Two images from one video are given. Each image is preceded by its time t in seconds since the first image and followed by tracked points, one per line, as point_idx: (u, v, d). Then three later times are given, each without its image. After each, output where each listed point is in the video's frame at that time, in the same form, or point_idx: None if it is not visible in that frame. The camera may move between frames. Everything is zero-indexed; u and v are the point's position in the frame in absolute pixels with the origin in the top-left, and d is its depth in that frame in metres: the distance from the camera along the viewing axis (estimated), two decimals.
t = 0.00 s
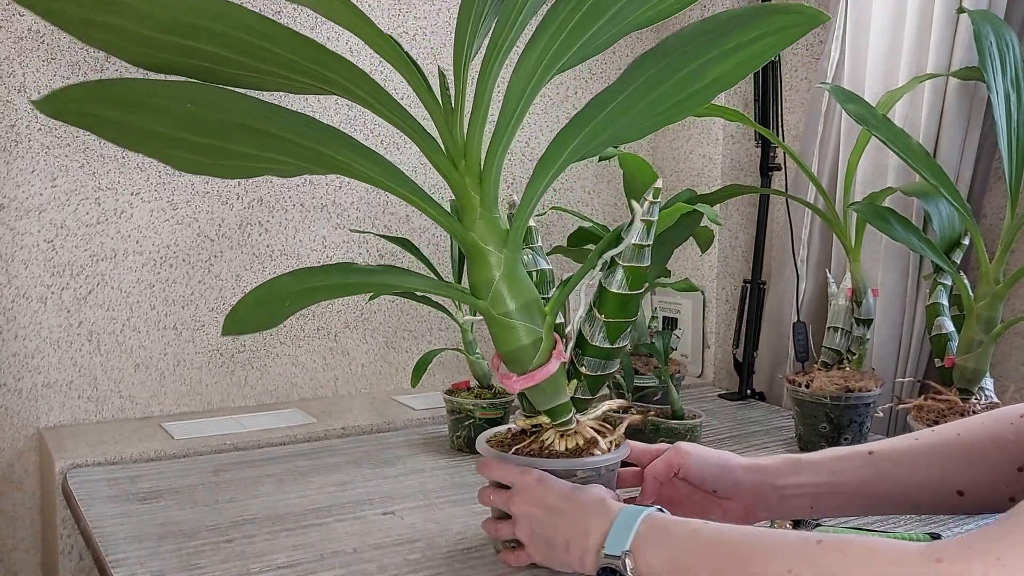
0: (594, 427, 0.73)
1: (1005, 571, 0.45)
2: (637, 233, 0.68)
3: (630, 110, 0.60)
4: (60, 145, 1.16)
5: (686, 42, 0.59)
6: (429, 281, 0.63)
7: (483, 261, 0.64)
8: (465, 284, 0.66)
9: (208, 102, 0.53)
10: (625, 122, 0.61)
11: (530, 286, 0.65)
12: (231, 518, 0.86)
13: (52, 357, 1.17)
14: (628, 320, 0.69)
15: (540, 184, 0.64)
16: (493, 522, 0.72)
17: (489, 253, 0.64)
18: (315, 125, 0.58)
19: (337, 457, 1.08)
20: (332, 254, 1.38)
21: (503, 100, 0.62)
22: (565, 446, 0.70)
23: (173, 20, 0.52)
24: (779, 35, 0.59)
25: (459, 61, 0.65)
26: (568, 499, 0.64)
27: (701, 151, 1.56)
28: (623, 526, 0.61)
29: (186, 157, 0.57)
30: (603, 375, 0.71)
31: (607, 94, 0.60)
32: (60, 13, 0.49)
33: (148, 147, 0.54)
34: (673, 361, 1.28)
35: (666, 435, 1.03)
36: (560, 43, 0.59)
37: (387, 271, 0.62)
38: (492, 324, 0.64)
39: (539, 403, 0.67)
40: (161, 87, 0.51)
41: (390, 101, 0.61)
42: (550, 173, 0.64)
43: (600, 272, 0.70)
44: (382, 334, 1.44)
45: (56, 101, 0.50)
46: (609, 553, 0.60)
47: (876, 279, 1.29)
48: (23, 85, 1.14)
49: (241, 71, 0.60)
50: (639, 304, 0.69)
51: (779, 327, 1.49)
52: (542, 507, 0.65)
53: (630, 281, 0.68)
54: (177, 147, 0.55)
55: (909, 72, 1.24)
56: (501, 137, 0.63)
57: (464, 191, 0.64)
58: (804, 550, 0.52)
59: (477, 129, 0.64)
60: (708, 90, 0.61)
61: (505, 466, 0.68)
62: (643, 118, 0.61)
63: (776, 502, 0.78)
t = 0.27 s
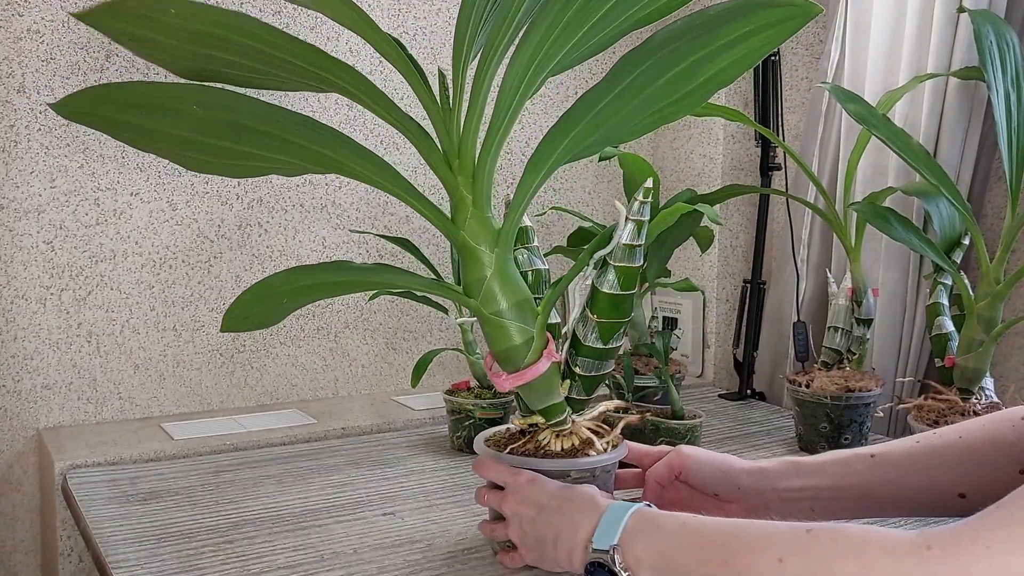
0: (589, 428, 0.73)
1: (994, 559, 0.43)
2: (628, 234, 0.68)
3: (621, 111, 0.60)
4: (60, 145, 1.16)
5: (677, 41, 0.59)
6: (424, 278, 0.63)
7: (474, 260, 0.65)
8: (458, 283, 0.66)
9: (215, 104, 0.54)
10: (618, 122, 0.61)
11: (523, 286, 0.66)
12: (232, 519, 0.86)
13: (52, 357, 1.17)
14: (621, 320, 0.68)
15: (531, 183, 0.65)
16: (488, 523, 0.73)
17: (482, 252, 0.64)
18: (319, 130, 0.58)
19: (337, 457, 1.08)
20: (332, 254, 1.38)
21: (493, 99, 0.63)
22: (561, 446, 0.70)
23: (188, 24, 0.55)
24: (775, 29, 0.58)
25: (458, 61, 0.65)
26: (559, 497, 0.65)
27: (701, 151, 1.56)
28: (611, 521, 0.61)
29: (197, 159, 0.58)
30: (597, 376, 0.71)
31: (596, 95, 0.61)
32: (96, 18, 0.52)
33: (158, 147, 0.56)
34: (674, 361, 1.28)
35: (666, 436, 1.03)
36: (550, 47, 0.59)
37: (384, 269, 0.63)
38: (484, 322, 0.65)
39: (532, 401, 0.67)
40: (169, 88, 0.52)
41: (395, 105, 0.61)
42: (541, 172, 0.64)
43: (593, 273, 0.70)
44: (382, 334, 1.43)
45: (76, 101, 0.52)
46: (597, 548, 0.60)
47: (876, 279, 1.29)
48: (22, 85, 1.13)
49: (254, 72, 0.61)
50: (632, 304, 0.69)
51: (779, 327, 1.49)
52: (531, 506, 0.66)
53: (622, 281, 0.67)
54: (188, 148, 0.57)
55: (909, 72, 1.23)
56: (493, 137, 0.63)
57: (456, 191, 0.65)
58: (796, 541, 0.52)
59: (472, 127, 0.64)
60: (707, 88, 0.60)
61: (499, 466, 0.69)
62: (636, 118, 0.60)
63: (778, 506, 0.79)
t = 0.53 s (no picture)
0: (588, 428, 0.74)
1: (1005, 560, 0.42)
2: (627, 234, 0.68)
3: (619, 110, 0.60)
4: (60, 145, 1.16)
5: (675, 40, 0.58)
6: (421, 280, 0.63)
7: (472, 261, 0.64)
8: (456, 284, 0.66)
9: (209, 106, 0.54)
10: (617, 121, 0.61)
11: (522, 287, 0.66)
12: (232, 519, 0.86)
13: (52, 358, 1.17)
14: (620, 320, 0.68)
15: (529, 183, 0.65)
16: (488, 525, 0.72)
17: (480, 253, 0.64)
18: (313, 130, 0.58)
19: (338, 458, 1.08)
20: (332, 255, 1.38)
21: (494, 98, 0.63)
22: (561, 446, 0.70)
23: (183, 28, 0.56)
24: (774, 30, 0.57)
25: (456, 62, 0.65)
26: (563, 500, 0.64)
27: (701, 151, 1.56)
28: (620, 526, 0.60)
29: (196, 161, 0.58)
30: (595, 376, 0.70)
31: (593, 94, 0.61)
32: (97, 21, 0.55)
33: (157, 150, 0.57)
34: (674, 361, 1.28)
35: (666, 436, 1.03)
36: (548, 47, 0.59)
37: (382, 271, 0.63)
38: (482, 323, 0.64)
39: (532, 401, 0.67)
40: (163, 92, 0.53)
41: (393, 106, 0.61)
42: (539, 174, 0.64)
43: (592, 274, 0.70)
44: (382, 334, 1.43)
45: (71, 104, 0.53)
46: (603, 553, 0.59)
47: (876, 279, 1.29)
48: (23, 85, 1.13)
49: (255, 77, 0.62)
50: (631, 304, 0.69)
51: (779, 326, 1.49)
52: (535, 509, 0.65)
53: (620, 282, 0.67)
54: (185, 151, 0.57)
55: (909, 72, 1.23)
56: (491, 138, 0.64)
57: (454, 192, 0.65)
58: (804, 544, 0.50)
59: (470, 129, 0.64)
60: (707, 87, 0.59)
61: (502, 467, 0.69)
62: (635, 119, 0.60)
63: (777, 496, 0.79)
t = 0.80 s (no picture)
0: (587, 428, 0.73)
1: (1000, 559, 0.43)
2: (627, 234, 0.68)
3: (623, 111, 0.60)
4: (60, 144, 1.16)
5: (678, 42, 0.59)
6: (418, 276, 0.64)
7: (473, 259, 0.65)
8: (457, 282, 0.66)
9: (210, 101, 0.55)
10: (621, 120, 0.61)
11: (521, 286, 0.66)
12: (231, 518, 0.86)
13: (52, 357, 1.17)
14: (619, 320, 0.68)
15: (529, 185, 0.65)
16: (487, 523, 0.72)
17: (480, 250, 0.65)
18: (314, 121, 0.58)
19: (337, 457, 1.08)
20: (332, 254, 1.38)
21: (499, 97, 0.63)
22: (560, 445, 0.70)
23: (180, 23, 0.56)
24: (776, 32, 0.58)
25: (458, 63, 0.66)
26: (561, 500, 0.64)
27: (701, 152, 1.57)
28: (616, 526, 0.60)
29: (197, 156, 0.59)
30: (593, 376, 0.71)
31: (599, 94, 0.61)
32: (80, 14, 0.54)
33: (158, 146, 0.57)
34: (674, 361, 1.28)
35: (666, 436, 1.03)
36: (553, 46, 0.59)
37: (383, 268, 0.63)
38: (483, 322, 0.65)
39: (531, 401, 0.68)
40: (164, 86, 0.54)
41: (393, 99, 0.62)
42: (539, 175, 0.65)
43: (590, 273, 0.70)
44: (382, 334, 1.44)
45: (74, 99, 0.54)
46: (600, 552, 0.60)
47: (876, 279, 1.29)
48: (23, 85, 1.13)
49: (252, 74, 0.62)
50: (630, 304, 0.69)
51: (778, 327, 1.49)
52: (533, 507, 0.65)
53: (619, 282, 0.67)
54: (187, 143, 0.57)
55: (909, 72, 1.24)
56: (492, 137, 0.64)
57: (456, 191, 0.65)
58: (801, 545, 0.51)
59: (474, 131, 0.64)
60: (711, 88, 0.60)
61: (501, 466, 0.68)
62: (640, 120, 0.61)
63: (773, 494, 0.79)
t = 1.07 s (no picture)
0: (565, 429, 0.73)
1: (955, 545, 0.44)
2: (592, 234, 0.66)
3: (594, 107, 0.60)
4: (59, 144, 1.16)
5: (645, 40, 0.59)
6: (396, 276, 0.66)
7: (443, 258, 0.65)
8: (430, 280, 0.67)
9: (211, 106, 0.58)
10: (592, 116, 0.60)
11: (493, 286, 0.67)
12: (231, 518, 0.86)
13: (52, 357, 1.17)
14: (589, 321, 0.67)
15: (500, 183, 0.64)
16: (463, 521, 0.74)
17: (452, 251, 0.65)
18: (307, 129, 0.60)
19: (336, 457, 1.08)
20: (332, 254, 1.38)
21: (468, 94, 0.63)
22: (535, 446, 0.70)
23: (199, 35, 0.63)
24: (744, 28, 0.58)
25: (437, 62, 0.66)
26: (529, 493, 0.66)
27: (701, 151, 1.56)
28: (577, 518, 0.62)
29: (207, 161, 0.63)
30: (566, 376, 0.69)
31: (568, 88, 0.60)
32: (126, 30, 0.64)
33: (165, 148, 0.60)
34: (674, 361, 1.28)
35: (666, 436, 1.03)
36: (527, 41, 0.59)
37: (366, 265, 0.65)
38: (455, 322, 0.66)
39: (501, 400, 0.68)
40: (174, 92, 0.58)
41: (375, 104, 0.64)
42: (509, 175, 0.64)
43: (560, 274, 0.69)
44: (382, 334, 1.43)
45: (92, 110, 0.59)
46: (559, 543, 0.62)
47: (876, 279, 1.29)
48: (22, 85, 1.13)
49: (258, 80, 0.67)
50: (599, 304, 0.68)
51: (778, 327, 1.49)
52: (499, 503, 0.66)
53: (587, 282, 0.66)
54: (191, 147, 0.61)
55: (909, 72, 1.23)
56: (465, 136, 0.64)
57: (428, 190, 0.66)
58: (761, 533, 0.53)
59: (448, 129, 0.65)
60: (682, 86, 0.60)
61: (475, 465, 0.69)
62: (613, 115, 0.60)
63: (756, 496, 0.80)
